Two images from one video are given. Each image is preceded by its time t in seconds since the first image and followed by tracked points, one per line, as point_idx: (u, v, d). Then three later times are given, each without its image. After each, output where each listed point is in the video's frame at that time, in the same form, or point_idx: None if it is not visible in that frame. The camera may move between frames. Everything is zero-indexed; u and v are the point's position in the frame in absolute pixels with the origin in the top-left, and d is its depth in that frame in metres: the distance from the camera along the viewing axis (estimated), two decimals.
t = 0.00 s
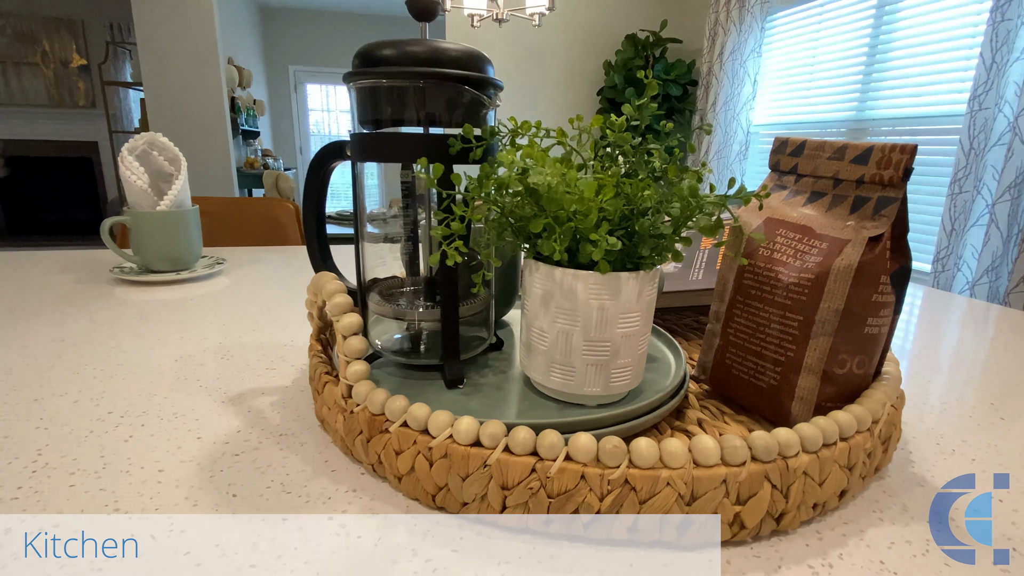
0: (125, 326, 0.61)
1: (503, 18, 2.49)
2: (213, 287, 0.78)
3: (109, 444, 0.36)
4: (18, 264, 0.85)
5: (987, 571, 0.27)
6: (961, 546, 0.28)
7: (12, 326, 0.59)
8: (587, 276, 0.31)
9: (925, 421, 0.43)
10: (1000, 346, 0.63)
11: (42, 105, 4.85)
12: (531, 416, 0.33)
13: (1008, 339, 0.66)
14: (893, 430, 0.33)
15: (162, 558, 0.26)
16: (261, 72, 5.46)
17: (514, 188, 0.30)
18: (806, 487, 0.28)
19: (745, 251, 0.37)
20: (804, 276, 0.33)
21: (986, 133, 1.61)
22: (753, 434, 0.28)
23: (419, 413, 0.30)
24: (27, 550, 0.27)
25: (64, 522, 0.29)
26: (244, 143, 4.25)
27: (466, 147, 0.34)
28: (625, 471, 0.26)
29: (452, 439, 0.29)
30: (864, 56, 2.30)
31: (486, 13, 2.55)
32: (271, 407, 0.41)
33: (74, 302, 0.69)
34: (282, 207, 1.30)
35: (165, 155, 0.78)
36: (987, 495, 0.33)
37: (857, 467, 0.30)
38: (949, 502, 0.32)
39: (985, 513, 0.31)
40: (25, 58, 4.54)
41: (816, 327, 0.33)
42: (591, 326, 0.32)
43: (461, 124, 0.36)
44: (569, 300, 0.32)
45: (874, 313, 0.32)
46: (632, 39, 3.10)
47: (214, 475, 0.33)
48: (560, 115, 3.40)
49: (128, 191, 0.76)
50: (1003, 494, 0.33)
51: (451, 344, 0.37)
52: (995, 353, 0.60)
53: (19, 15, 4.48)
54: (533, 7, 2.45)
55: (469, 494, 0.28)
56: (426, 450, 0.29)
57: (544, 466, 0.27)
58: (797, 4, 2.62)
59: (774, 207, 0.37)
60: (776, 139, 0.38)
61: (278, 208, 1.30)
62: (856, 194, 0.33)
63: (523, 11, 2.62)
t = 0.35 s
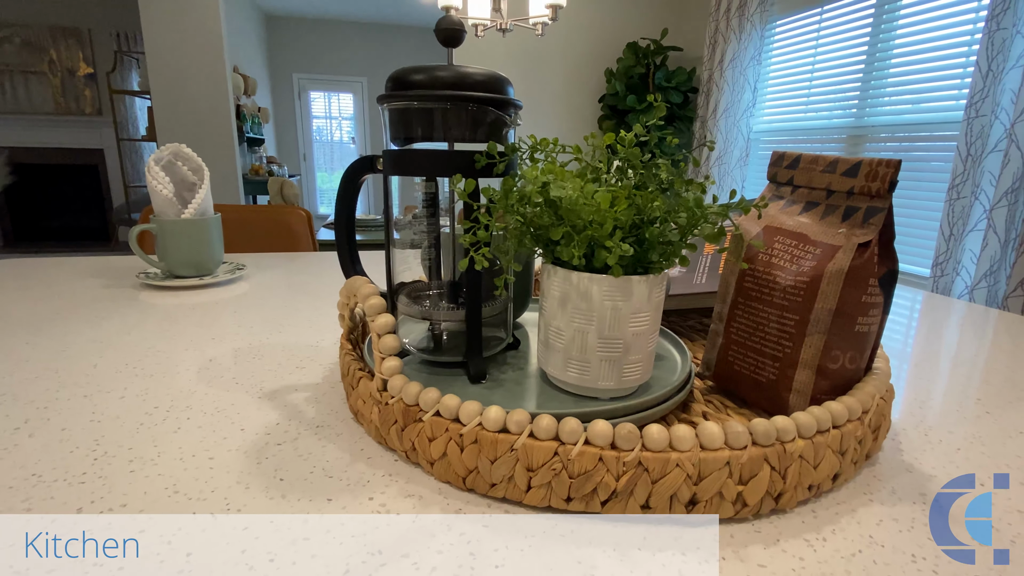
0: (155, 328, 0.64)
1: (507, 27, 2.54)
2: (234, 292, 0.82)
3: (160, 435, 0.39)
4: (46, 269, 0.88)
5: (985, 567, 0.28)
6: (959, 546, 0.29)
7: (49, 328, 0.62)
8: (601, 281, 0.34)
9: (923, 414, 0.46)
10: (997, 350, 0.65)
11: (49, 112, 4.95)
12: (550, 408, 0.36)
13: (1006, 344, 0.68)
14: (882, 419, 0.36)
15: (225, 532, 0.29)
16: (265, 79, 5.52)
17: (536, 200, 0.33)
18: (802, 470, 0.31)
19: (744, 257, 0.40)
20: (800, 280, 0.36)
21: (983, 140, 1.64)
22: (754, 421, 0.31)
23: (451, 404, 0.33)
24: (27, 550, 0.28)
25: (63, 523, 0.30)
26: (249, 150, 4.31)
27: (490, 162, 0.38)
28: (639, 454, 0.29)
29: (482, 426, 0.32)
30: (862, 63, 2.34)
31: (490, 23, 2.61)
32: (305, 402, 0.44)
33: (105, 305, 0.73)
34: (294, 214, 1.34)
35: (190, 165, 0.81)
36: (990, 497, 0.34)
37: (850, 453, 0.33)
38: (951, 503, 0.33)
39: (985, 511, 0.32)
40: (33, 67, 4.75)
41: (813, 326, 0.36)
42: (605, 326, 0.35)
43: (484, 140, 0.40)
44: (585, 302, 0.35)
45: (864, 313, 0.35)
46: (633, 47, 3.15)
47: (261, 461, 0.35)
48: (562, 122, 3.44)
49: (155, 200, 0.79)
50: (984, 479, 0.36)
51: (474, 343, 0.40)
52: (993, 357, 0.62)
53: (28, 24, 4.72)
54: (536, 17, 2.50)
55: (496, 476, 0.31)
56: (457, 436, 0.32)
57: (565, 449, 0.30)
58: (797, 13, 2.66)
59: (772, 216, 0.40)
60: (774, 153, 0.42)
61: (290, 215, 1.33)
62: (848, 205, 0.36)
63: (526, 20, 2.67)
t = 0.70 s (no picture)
0: (189, 327, 0.68)
1: (511, 34, 2.59)
2: (259, 293, 0.85)
3: (214, 421, 0.42)
4: (76, 273, 0.92)
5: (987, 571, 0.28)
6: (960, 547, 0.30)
7: (90, 327, 0.66)
8: (622, 278, 0.37)
9: (926, 407, 0.49)
10: (997, 349, 0.68)
11: (56, 119, 5.03)
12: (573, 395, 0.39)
13: (1004, 343, 0.71)
14: (880, 406, 0.39)
15: (287, 504, 0.32)
16: (269, 85, 5.57)
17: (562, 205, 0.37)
18: (807, 449, 0.34)
19: (751, 256, 0.43)
20: (803, 276, 0.39)
21: (981, 143, 1.67)
22: (763, 405, 0.34)
23: (485, 389, 0.36)
24: (27, 551, 0.29)
25: (63, 525, 0.30)
26: (254, 155, 4.35)
27: (518, 171, 0.41)
28: (660, 434, 0.32)
29: (515, 410, 0.35)
30: (862, 68, 2.37)
31: (494, 30, 2.65)
32: (344, 392, 0.47)
33: (138, 306, 0.76)
34: (308, 218, 1.38)
35: (215, 172, 0.85)
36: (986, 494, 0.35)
37: (849, 435, 0.37)
38: (952, 506, 0.33)
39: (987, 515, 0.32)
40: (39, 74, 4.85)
41: (814, 320, 0.39)
42: (624, 320, 0.38)
43: (511, 150, 0.43)
44: (606, 297, 0.38)
45: (861, 307, 0.38)
46: (634, 53, 3.19)
47: (311, 445, 0.39)
48: (564, 126, 3.49)
49: (183, 205, 0.83)
50: (973, 459, 0.39)
51: (502, 337, 0.43)
52: (993, 356, 0.65)
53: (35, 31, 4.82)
54: (540, 24, 2.55)
55: (529, 454, 0.34)
56: (492, 419, 0.35)
57: (592, 429, 0.33)
58: (797, 19, 2.70)
59: (776, 219, 0.43)
60: (778, 161, 0.45)
61: (304, 219, 1.37)
62: (847, 209, 0.40)
63: (530, 27, 2.72)
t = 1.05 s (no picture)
0: (226, 324, 0.71)
1: (519, 40, 2.63)
2: (287, 292, 0.88)
3: (270, 407, 0.46)
4: (109, 274, 0.95)
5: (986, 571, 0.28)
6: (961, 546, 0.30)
7: (131, 324, 0.69)
8: (651, 273, 0.40)
9: (934, 395, 0.52)
10: (1001, 344, 0.71)
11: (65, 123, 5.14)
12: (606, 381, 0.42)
13: (1007, 338, 0.74)
14: (889, 392, 0.42)
15: (351, 477, 0.35)
16: (275, 89, 5.62)
17: (594, 205, 0.40)
18: (824, 428, 0.37)
19: (768, 253, 0.46)
20: (819, 271, 0.42)
21: (984, 146, 1.70)
22: (783, 388, 0.37)
23: (526, 374, 0.39)
24: (29, 550, 0.29)
25: (62, 525, 0.31)
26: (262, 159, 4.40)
27: (552, 174, 0.44)
28: (690, 414, 0.35)
29: (554, 393, 0.38)
30: (865, 71, 2.40)
31: (502, 35, 2.70)
32: (385, 381, 0.50)
33: (174, 304, 0.80)
34: (325, 220, 1.42)
35: (245, 176, 0.89)
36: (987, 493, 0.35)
37: (862, 417, 0.40)
38: (953, 505, 0.34)
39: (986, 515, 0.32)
40: (48, 79, 5.02)
41: (828, 311, 0.42)
42: (653, 312, 0.41)
43: (544, 155, 0.46)
44: (636, 291, 0.41)
45: (873, 298, 0.41)
46: (638, 57, 3.23)
47: (363, 427, 0.42)
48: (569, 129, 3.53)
49: (214, 208, 0.86)
50: (978, 441, 0.42)
51: (535, 328, 0.46)
52: (996, 348, 0.67)
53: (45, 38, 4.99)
54: (546, 29, 2.60)
55: (568, 433, 0.37)
56: (534, 401, 0.38)
57: (628, 409, 0.36)
58: (800, 22, 2.73)
59: (792, 217, 0.46)
60: (792, 165, 0.48)
61: (321, 222, 1.41)
62: (857, 208, 0.43)
63: (536, 32, 2.76)
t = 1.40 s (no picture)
0: (268, 319, 0.75)
1: (532, 44, 2.67)
2: (321, 289, 0.92)
3: (331, 390, 0.49)
4: (150, 273, 1.00)
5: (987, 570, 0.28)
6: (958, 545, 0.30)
7: (178, 319, 0.73)
8: (690, 265, 0.43)
9: (950, 383, 0.54)
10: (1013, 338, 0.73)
11: (81, 127, 5.25)
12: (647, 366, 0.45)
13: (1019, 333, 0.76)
14: (910, 377, 0.45)
15: (419, 450, 0.39)
16: (287, 93, 5.69)
17: (636, 202, 0.43)
18: (853, 408, 0.40)
19: (796, 247, 0.49)
20: (845, 263, 0.45)
21: (996, 147, 1.72)
22: (814, 371, 0.40)
23: (573, 358, 0.42)
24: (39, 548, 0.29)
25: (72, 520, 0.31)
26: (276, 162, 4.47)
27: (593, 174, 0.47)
28: (729, 394, 0.38)
29: (601, 375, 0.41)
30: (876, 73, 2.42)
31: (515, 39, 2.73)
32: (432, 369, 0.54)
33: (217, 301, 0.83)
34: (349, 221, 1.46)
35: (282, 177, 0.92)
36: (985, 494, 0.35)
37: (887, 397, 0.42)
38: (951, 505, 0.33)
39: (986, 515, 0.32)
40: (66, 84, 5.13)
41: (854, 300, 0.45)
42: (691, 301, 0.44)
43: (585, 156, 0.49)
44: (674, 282, 0.44)
45: (896, 287, 0.44)
46: (648, 60, 3.26)
47: (422, 408, 0.45)
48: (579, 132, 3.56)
49: (254, 209, 0.90)
50: (994, 423, 0.45)
51: (576, 318, 0.49)
52: (1008, 342, 0.70)
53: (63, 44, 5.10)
54: (559, 33, 2.63)
55: (615, 412, 0.40)
56: (581, 382, 0.41)
57: (672, 390, 0.39)
58: (810, 25, 2.75)
59: (818, 214, 0.49)
60: (817, 166, 0.51)
61: (345, 223, 1.45)
62: (880, 205, 0.45)
63: (549, 36, 2.80)
